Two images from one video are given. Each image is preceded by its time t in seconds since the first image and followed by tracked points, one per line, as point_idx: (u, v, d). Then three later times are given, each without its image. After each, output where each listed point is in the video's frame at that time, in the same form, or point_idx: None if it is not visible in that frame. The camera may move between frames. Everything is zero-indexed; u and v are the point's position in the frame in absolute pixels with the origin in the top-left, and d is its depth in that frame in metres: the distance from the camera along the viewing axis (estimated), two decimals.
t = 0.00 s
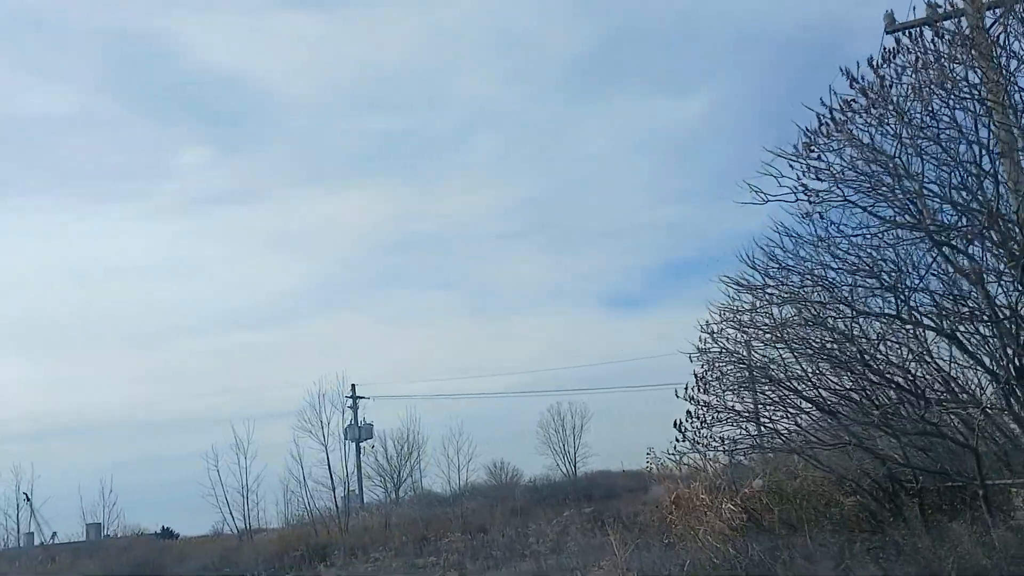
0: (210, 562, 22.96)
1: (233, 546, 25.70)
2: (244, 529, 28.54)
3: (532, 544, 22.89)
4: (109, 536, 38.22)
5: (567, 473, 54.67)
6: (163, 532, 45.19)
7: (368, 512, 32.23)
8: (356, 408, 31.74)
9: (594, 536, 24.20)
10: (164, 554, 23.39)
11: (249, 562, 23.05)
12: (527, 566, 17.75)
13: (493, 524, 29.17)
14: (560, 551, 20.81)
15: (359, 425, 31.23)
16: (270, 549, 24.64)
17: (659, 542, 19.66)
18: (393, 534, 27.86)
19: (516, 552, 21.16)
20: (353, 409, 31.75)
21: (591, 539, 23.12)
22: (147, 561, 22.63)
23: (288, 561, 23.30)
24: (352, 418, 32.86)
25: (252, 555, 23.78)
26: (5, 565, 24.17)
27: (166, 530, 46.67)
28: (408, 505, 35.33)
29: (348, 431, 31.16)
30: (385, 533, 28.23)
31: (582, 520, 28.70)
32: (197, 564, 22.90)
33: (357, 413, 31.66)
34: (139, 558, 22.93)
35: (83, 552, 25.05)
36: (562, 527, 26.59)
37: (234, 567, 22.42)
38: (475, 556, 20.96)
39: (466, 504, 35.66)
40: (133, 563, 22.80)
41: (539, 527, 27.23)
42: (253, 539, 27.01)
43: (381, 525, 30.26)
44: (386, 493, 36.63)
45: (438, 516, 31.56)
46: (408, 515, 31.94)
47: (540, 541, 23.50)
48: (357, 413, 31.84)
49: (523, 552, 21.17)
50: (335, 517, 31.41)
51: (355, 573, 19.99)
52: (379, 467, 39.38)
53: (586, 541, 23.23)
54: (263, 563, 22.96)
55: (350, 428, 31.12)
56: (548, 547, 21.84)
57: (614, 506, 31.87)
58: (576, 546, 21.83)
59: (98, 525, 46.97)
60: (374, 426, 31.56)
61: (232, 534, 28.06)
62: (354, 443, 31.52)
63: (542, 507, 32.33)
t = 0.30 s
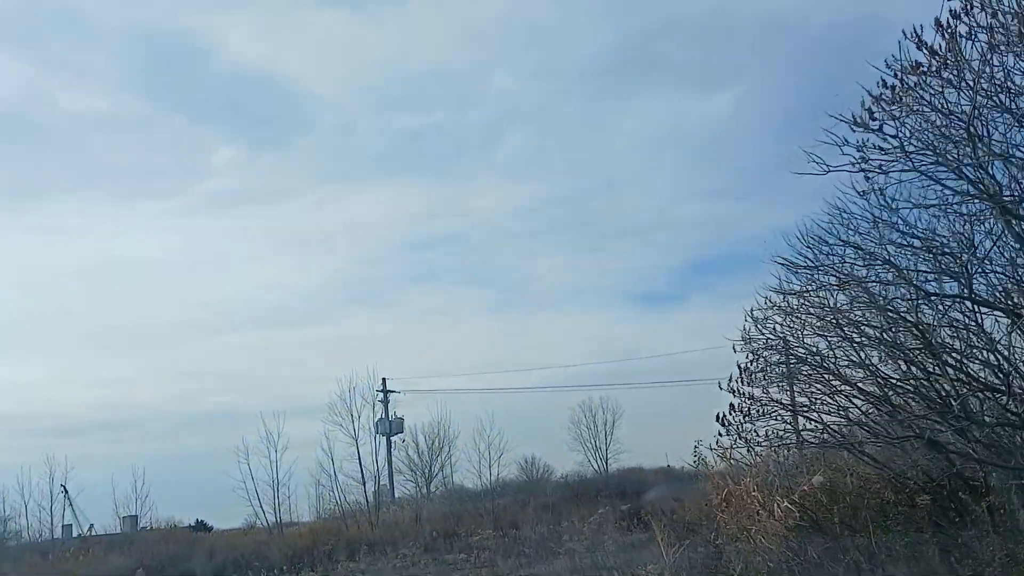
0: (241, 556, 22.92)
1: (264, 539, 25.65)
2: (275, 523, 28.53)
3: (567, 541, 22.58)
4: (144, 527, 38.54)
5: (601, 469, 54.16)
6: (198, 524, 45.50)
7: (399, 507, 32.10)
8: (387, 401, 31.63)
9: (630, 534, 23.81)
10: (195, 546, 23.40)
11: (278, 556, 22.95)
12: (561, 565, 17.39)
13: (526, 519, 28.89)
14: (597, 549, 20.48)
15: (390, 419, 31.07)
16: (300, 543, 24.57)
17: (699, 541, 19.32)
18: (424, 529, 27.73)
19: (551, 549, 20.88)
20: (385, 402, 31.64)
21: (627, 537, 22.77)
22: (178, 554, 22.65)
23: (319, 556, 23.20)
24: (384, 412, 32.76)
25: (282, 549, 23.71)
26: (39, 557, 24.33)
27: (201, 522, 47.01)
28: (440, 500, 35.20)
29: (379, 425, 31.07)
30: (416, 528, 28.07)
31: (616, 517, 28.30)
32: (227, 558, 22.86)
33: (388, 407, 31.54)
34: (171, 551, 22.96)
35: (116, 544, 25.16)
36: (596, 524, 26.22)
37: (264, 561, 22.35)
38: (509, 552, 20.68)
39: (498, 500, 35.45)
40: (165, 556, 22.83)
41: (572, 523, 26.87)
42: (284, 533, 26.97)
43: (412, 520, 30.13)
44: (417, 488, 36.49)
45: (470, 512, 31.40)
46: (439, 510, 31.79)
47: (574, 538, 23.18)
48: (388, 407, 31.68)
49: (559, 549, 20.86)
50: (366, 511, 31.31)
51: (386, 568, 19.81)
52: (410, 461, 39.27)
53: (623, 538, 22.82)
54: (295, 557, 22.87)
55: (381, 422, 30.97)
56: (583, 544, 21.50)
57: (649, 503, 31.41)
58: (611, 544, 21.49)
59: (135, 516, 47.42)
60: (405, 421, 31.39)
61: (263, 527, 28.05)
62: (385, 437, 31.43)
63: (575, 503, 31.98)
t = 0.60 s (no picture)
0: (272, 553, 22.78)
1: (296, 535, 25.53)
2: (307, 518, 28.45)
3: (601, 541, 22.14)
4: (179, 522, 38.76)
5: (633, 468, 53.54)
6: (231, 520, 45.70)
7: (430, 504, 31.91)
8: (418, 397, 31.41)
9: (667, 535, 23.31)
10: (227, 542, 23.35)
11: (307, 551, 22.79)
12: (596, 567, 16.99)
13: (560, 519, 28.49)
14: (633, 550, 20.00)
15: (421, 415, 30.87)
16: (330, 539, 24.39)
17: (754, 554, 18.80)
18: (455, 526, 27.48)
19: (588, 549, 20.40)
20: (415, 398, 31.41)
21: (665, 538, 22.27)
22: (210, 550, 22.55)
23: (350, 552, 23.03)
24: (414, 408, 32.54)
25: (314, 545, 23.59)
26: (73, 551, 24.44)
27: (237, 517, 47.34)
28: (471, 497, 34.93)
29: (410, 421, 30.85)
30: (447, 524, 27.86)
31: (652, 517, 27.79)
32: (259, 555, 22.76)
33: (419, 403, 31.31)
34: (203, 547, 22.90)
35: (149, 539, 25.21)
36: (630, 522, 25.75)
37: (295, 558, 22.19)
38: (543, 551, 20.31)
39: (530, 498, 35.12)
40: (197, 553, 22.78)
41: (608, 522, 26.43)
42: (315, 528, 26.87)
43: (444, 517, 29.93)
44: (449, 485, 36.26)
45: (501, 509, 31.11)
46: (470, 507, 31.53)
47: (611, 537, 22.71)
48: (419, 403, 31.49)
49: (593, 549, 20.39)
50: (397, 508, 31.15)
51: (419, 565, 19.53)
52: (441, 458, 39.03)
53: (660, 539, 22.32)
54: (326, 553, 22.71)
55: (412, 418, 30.80)
56: (620, 545, 21.04)
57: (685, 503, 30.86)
58: (648, 544, 21.08)
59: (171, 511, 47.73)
60: (436, 417, 31.18)
61: (295, 523, 27.99)
62: (416, 433, 31.21)
63: (608, 502, 31.54)
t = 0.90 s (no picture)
0: (303, 550, 22.63)
1: (327, 532, 25.40)
2: (338, 515, 28.31)
3: (638, 542, 21.67)
4: (212, 518, 38.91)
5: (665, 468, 52.90)
6: (264, 516, 45.78)
7: (462, 502, 31.65)
8: (449, 394, 31.16)
9: (706, 537, 22.74)
10: (257, 538, 23.25)
11: (338, 549, 22.61)
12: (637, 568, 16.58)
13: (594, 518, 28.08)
14: (671, 552, 19.50)
15: (453, 412, 30.61)
16: (361, 536, 24.20)
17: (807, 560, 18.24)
18: (488, 525, 27.23)
19: (625, 550, 19.94)
20: (447, 395, 31.16)
21: (704, 539, 21.74)
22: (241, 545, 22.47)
23: (381, 550, 22.83)
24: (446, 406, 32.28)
25: (345, 542, 23.42)
26: (107, 546, 24.49)
27: (269, 514, 47.44)
28: (503, 496, 34.62)
29: (442, 418, 30.60)
30: (480, 523, 27.61)
31: (689, 517, 27.26)
32: (290, 551, 22.62)
33: (451, 400, 31.05)
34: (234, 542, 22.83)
35: (181, 534, 25.21)
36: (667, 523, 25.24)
37: (326, 555, 22.03)
38: (579, 552, 19.89)
39: (562, 497, 34.76)
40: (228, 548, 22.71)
41: (643, 522, 25.96)
42: (346, 525, 26.72)
43: (476, 515, 29.67)
44: (480, 483, 35.98)
45: (534, 508, 30.79)
46: (502, 506, 31.23)
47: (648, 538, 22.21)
48: (451, 400, 31.22)
49: (630, 550, 19.92)
50: (428, 505, 30.93)
51: (451, 564, 19.21)
52: (472, 456, 38.75)
53: (700, 541, 21.85)
54: (357, 550, 22.52)
55: (444, 416, 30.54)
56: (658, 547, 20.54)
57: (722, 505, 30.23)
58: (689, 546, 20.61)
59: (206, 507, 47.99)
60: (468, 414, 30.89)
61: (325, 520, 27.86)
62: (448, 430, 30.95)
63: (643, 502, 31.04)
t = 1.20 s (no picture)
0: (333, 546, 22.47)
1: (356, 527, 25.24)
2: (366, 510, 28.17)
3: (673, 542, 21.04)
4: (244, 512, 39.04)
5: (697, 466, 52.20)
6: (296, 510, 45.86)
7: (491, 498, 31.39)
8: (478, 389, 30.86)
9: (744, 539, 22.00)
10: (286, 533, 23.15)
11: (366, 544, 22.39)
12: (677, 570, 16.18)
13: (628, 516, 27.58)
14: (708, 553, 18.85)
15: (483, 408, 30.30)
16: (389, 532, 23.97)
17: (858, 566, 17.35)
18: (518, 521, 26.99)
19: (660, 551, 19.35)
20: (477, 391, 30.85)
21: (742, 542, 21.04)
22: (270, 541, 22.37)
23: (411, 546, 22.59)
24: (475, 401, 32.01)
25: (375, 538, 23.22)
26: (138, 540, 24.59)
27: (302, 508, 47.55)
28: (533, 493, 34.28)
29: (470, 414, 30.32)
30: (510, 519, 27.35)
31: (724, 517, 26.60)
32: (319, 547, 22.48)
33: (480, 395, 30.74)
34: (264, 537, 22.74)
35: (212, 528, 25.22)
36: (703, 523, 24.56)
37: (356, 550, 21.85)
38: (612, 551, 19.36)
39: (594, 494, 34.34)
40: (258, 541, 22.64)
41: (678, 522, 25.37)
42: (375, 521, 26.56)
43: (505, 511, 29.39)
44: (510, 479, 35.62)
45: (564, 505, 30.47)
46: (532, 502, 30.94)
47: (684, 538, 21.70)
48: (481, 396, 30.91)
49: (665, 551, 19.31)
50: (457, 502, 30.68)
51: (481, 562, 18.82)
52: (503, 453, 38.41)
53: (738, 541, 21.29)
54: (386, 546, 22.30)
55: (473, 412, 30.25)
56: (695, 547, 19.91)
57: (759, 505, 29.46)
58: (728, 547, 20.09)
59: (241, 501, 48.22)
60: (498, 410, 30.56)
61: (354, 515, 27.73)
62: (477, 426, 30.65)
63: (677, 501, 30.40)
